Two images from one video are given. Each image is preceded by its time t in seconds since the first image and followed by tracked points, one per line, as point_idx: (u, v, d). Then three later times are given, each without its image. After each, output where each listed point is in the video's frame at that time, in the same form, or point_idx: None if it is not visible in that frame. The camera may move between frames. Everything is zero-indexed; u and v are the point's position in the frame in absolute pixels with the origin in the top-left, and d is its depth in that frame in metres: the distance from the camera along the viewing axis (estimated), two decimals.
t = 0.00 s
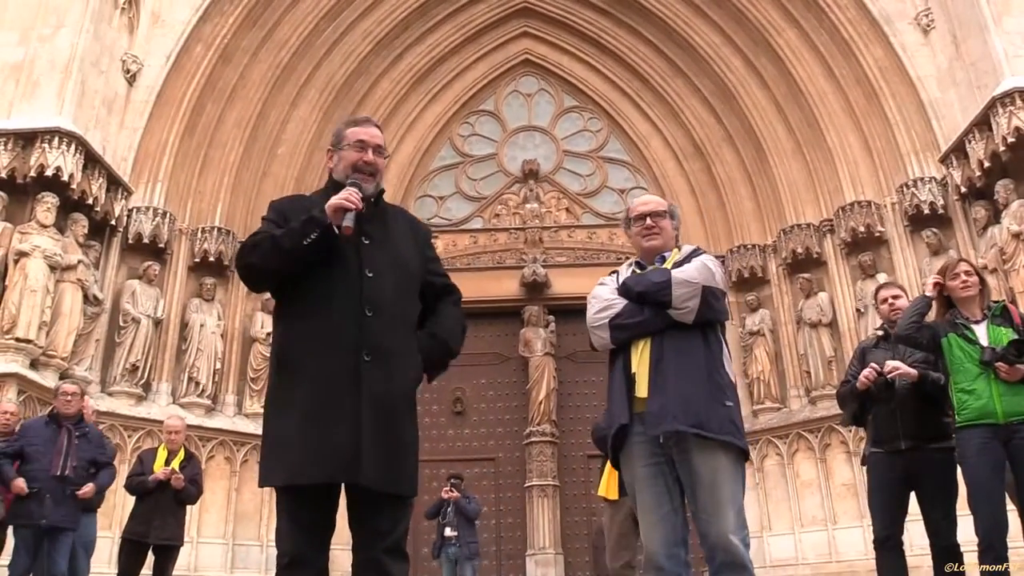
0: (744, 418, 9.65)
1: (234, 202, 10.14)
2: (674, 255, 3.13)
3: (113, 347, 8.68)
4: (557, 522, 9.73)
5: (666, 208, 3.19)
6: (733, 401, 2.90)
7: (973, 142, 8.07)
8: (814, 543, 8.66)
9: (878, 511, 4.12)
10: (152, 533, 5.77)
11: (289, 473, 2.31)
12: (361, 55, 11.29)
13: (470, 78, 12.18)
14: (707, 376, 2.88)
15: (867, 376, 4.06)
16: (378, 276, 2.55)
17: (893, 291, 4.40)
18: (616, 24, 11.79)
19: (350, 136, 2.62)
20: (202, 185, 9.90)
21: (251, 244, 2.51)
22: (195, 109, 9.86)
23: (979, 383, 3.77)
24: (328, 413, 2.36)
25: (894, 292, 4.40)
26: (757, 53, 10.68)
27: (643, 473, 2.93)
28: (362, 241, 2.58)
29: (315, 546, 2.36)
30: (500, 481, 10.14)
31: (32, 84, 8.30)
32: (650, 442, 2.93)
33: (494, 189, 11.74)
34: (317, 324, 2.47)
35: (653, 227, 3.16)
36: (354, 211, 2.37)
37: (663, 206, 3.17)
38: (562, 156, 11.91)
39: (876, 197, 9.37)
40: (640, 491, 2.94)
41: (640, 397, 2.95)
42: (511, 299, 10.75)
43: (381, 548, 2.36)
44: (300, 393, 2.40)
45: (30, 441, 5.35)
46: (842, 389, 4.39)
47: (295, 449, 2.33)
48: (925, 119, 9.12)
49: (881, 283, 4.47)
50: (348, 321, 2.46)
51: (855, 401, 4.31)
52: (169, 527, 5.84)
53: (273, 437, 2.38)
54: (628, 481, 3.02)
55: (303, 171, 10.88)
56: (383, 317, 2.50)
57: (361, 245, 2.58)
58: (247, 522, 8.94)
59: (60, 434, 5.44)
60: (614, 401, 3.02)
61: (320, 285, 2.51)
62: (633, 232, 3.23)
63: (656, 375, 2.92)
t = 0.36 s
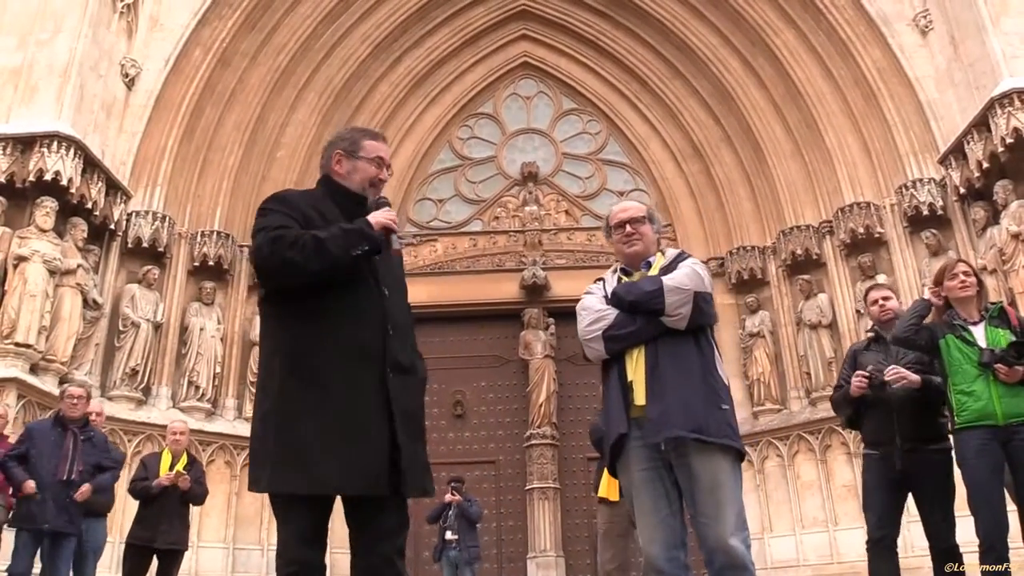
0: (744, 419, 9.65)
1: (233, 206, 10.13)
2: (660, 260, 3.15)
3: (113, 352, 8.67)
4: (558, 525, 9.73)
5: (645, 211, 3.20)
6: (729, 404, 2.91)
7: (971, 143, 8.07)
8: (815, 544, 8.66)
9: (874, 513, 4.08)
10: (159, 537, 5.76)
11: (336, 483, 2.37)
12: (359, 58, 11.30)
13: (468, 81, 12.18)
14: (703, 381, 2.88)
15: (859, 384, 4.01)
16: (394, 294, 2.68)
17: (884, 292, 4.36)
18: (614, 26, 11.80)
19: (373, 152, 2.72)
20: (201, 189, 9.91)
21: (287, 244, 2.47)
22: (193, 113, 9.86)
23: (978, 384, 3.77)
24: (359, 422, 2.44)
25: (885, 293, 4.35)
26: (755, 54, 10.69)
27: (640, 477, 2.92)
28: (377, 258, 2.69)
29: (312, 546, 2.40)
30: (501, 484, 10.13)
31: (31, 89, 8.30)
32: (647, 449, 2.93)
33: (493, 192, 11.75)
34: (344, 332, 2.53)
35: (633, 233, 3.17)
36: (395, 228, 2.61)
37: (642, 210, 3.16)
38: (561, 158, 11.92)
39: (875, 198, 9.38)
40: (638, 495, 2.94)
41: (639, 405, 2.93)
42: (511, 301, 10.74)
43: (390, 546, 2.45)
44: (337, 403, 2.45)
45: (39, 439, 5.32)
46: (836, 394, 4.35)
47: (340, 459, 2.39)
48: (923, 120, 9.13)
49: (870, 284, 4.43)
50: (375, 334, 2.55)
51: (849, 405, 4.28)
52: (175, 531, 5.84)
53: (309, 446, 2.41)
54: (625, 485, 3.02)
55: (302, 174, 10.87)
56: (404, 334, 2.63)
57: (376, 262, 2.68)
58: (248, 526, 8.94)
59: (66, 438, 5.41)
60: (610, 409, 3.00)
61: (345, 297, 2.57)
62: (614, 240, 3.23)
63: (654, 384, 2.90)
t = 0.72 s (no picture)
0: (748, 419, 9.64)
1: (236, 209, 10.14)
2: (654, 260, 3.14)
3: (116, 355, 8.67)
4: (562, 526, 9.71)
5: (632, 212, 3.20)
6: (727, 404, 2.90)
7: (973, 142, 8.07)
8: (820, 544, 8.63)
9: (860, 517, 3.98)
10: (170, 540, 5.76)
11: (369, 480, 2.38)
12: (361, 60, 11.30)
13: (469, 83, 12.19)
14: (698, 381, 2.88)
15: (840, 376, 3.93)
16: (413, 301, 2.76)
17: (854, 294, 4.18)
18: (615, 27, 11.81)
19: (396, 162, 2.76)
20: (204, 192, 9.92)
21: (333, 240, 2.46)
22: (195, 116, 9.87)
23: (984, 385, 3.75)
24: (388, 421, 2.48)
25: (855, 294, 4.17)
26: (756, 54, 10.69)
27: (639, 479, 2.92)
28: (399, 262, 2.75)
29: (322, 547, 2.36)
30: (504, 485, 10.12)
31: (32, 93, 8.30)
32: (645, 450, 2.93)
33: (495, 193, 11.75)
34: (375, 332, 2.56)
35: (611, 236, 3.19)
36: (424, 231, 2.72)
37: (625, 214, 3.19)
38: (563, 160, 11.92)
39: (878, 197, 9.37)
40: (637, 497, 2.93)
41: (635, 407, 2.94)
42: (513, 302, 10.73)
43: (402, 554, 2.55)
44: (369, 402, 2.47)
45: (22, 443, 5.27)
46: (813, 398, 4.23)
47: (374, 457, 2.41)
48: (926, 120, 9.13)
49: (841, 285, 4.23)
50: (401, 336, 2.61)
51: (828, 409, 4.15)
52: (184, 534, 5.84)
53: (343, 442, 2.41)
54: (625, 487, 3.01)
55: (305, 177, 10.87)
56: (422, 339, 2.71)
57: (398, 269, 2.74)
58: (251, 528, 8.93)
59: (56, 440, 5.38)
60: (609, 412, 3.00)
61: (375, 299, 2.61)
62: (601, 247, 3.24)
63: (650, 387, 2.90)
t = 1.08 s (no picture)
0: (755, 418, 9.62)
1: (242, 209, 10.17)
2: (656, 262, 3.14)
3: (124, 356, 8.70)
4: (568, 526, 9.72)
5: (634, 212, 3.20)
6: (730, 405, 2.88)
7: (981, 140, 8.03)
8: (827, 544, 8.60)
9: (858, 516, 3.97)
10: (182, 540, 5.79)
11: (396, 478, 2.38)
12: (366, 61, 11.32)
13: (475, 83, 12.20)
14: (700, 382, 2.87)
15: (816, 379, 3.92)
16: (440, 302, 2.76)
17: (836, 292, 4.15)
18: (620, 26, 11.80)
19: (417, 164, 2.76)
20: (210, 193, 9.95)
21: (350, 247, 2.49)
22: (202, 117, 9.89)
23: (998, 389, 3.71)
24: (417, 422, 2.48)
25: (839, 293, 4.15)
26: (762, 53, 10.67)
27: (644, 479, 2.92)
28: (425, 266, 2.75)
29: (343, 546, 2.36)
30: (511, 485, 10.13)
31: (40, 95, 8.33)
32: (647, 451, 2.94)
33: (501, 193, 11.75)
34: (401, 334, 2.57)
35: (618, 236, 3.17)
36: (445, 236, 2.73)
37: (630, 214, 3.18)
38: (568, 159, 11.92)
39: (884, 196, 9.35)
40: (642, 498, 2.93)
41: (636, 411, 2.93)
42: (520, 302, 10.74)
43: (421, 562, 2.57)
44: (395, 402, 2.48)
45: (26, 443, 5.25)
46: (793, 401, 4.23)
47: (401, 456, 2.41)
48: (932, 118, 9.10)
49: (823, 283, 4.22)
50: (428, 338, 2.61)
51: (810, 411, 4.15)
52: (197, 535, 5.87)
53: (370, 442, 2.41)
54: (630, 488, 3.02)
55: (311, 178, 10.89)
56: (450, 339, 2.71)
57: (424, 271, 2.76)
58: (259, 528, 8.95)
59: (61, 441, 5.41)
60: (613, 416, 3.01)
61: (399, 301, 2.61)
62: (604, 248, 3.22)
63: (651, 390, 2.89)
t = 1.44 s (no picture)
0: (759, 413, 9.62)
1: (244, 211, 10.18)
2: (655, 256, 3.16)
3: (128, 359, 8.72)
4: (574, 523, 9.72)
5: (632, 206, 3.24)
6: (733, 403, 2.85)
7: (983, 131, 8.01)
8: (833, 538, 8.59)
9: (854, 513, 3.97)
10: (191, 543, 5.81)
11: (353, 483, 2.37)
12: (366, 61, 11.33)
13: (475, 82, 12.19)
14: (701, 380, 2.82)
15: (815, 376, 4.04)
16: (429, 298, 2.68)
17: (840, 281, 4.13)
18: (620, 22, 11.78)
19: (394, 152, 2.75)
20: (212, 195, 9.96)
21: (312, 257, 2.54)
22: (203, 119, 9.90)
23: (988, 382, 3.72)
24: (388, 424, 2.45)
25: (841, 282, 4.13)
26: (762, 47, 10.65)
27: (645, 474, 2.93)
28: (412, 262, 2.70)
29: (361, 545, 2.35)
30: (516, 483, 10.13)
31: (41, 99, 8.35)
32: (648, 446, 2.93)
33: (502, 191, 11.75)
34: (374, 336, 2.55)
35: (616, 229, 3.17)
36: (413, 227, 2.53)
37: (628, 206, 3.22)
38: (569, 156, 11.91)
39: (886, 189, 9.33)
40: (645, 493, 2.94)
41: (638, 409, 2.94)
42: (522, 299, 10.75)
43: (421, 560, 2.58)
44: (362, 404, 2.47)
45: (39, 445, 5.30)
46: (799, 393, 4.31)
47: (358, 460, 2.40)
48: (934, 110, 9.07)
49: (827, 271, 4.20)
50: (404, 336, 2.56)
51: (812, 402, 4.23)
52: (205, 535, 5.90)
53: (336, 446, 2.44)
54: (632, 483, 3.02)
55: (312, 178, 10.90)
56: (434, 336, 2.61)
57: (412, 267, 2.69)
58: (265, 528, 8.97)
59: (72, 445, 5.40)
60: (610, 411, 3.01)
61: (375, 302, 2.59)
62: (603, 238, 3.22)
63: (654, 385, 2.87)
